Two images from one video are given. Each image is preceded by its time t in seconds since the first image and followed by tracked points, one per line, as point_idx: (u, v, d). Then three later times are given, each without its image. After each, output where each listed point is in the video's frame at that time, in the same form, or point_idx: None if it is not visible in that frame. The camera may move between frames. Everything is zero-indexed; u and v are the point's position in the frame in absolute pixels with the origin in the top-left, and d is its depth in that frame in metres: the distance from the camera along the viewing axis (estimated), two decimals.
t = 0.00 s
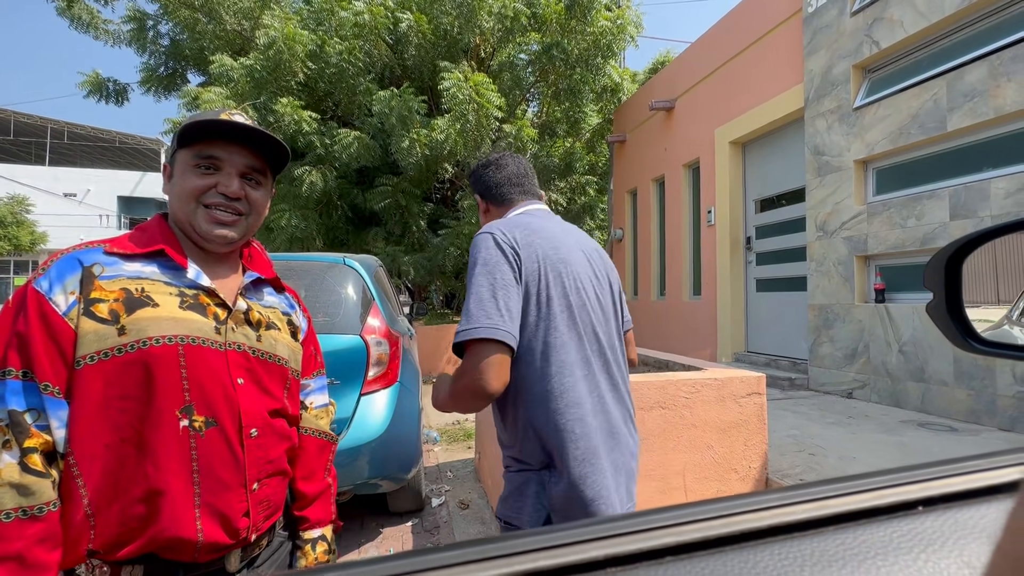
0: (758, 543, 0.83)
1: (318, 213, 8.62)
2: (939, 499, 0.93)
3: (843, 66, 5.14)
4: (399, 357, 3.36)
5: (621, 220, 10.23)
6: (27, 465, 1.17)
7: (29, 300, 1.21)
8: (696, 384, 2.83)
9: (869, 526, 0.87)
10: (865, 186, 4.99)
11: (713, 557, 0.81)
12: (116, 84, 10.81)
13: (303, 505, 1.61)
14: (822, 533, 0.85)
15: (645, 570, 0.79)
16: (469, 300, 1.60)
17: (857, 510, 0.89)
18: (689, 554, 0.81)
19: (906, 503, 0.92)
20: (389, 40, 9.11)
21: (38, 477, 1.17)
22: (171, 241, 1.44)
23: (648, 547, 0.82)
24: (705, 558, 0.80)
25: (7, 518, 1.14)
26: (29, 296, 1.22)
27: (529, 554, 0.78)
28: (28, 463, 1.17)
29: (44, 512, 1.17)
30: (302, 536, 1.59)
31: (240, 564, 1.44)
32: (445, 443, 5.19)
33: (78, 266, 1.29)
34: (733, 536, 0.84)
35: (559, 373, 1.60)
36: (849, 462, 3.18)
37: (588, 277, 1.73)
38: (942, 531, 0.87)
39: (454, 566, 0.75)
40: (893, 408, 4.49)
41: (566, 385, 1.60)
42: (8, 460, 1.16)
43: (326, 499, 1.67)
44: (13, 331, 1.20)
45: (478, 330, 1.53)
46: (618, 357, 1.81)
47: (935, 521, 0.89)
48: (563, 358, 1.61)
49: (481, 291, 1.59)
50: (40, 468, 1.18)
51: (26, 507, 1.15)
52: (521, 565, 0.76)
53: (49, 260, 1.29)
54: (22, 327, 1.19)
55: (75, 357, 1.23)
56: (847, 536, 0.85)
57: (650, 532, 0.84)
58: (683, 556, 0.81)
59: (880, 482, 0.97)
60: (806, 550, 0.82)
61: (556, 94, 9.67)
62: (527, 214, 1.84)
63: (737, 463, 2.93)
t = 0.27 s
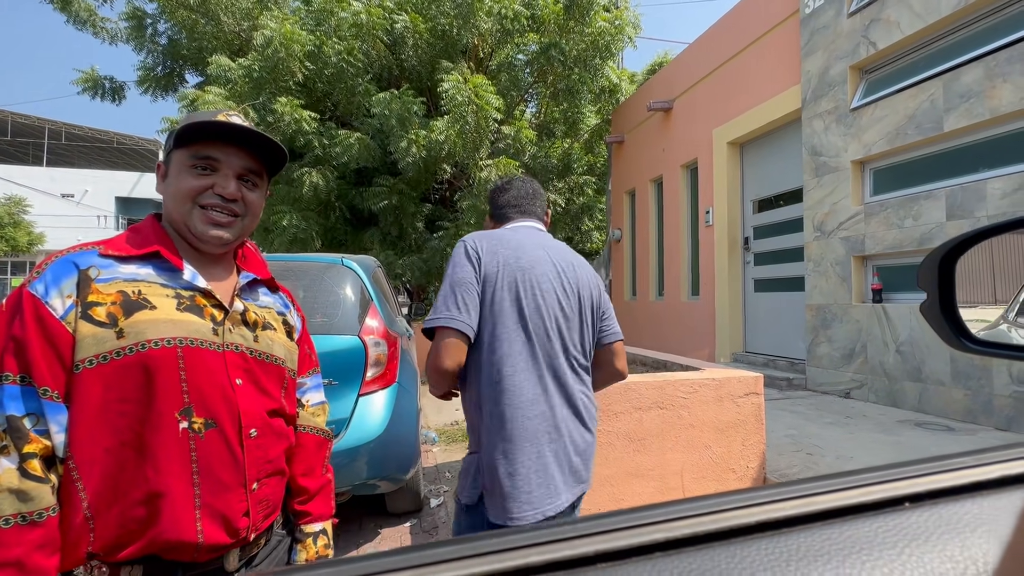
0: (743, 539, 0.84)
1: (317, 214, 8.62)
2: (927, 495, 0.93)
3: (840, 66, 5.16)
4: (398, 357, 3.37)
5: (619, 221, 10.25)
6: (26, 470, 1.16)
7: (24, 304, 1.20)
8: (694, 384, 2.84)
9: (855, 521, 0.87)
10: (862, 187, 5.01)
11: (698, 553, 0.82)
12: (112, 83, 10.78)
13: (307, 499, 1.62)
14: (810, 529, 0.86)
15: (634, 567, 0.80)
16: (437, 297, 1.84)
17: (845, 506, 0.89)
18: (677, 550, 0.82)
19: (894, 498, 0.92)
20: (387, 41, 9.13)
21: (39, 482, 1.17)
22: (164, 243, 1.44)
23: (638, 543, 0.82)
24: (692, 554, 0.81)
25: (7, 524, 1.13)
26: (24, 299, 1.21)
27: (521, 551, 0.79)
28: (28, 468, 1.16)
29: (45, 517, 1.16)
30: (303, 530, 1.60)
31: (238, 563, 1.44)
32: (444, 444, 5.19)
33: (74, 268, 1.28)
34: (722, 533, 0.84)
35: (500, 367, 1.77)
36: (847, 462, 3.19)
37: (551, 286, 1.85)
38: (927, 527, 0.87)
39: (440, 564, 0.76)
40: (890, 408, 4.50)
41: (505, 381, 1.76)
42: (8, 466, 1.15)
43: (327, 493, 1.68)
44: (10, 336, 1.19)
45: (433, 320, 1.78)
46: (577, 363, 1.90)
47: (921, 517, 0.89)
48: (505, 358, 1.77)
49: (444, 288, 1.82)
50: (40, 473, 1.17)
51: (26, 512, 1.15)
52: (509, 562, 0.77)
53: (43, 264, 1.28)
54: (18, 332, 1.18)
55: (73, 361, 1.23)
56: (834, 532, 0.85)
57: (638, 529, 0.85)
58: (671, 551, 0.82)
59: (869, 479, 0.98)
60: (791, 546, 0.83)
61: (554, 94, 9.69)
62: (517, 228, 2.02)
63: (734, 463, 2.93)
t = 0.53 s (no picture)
0: (747, 540, 0.89)
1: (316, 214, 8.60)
2: (926, 498, 0.98)
3: (838, 67, 5.17)
4: (396, 358, 3.36)
5: (617, 221, 10.26)
6: (21, 475, 1.16)
7: (11, 308, 1.19)
8: (693, 384, 2.85)
9: (858, 523, 0.92)
10: (859, 187, 5.02)
11: (700, 554, 0.86)
12: (109, 80, 10.76)
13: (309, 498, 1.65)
14: (811, 531, 0.91)
15: (635, 567, 0.84)
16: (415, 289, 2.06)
17: (846, 509, 0.95)
18: (676, 552, 0.87)
19: (895, 501, 0.97)
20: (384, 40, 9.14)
21: (34, 487, 1.17)
22: (154, 243, 1.44)
23: (638, 545, 0.87)
24: (692, 556, 0.86)
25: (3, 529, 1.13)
26: (11, 303, 1.20)
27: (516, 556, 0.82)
28: (22, 473, 1.16)
29: (42, 521, 1.16)
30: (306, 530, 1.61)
31: (236, 564, 1.44)
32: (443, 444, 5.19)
33: (62, 271, 1.27)
34: (723, 534, 0.89)
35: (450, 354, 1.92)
36: (845, 462, 3.20)
37: (507, 283, 1.90)
38: (929, 530, 0.92)
39: (451, 565, 0.79)
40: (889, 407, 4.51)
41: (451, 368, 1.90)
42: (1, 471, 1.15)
43: (326, 491, 1.70)
44: None
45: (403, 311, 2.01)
46: (540, 357, 1.91)
47: (922, 519, 0.95)
48: (453, 351, 1.90)
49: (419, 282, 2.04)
50: (34, 478, 1.17)
51: (22, 517, 1.14)
52: (509, 565, 0.80)
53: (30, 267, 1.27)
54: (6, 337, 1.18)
55: (64, 364, 1.22)
56: (836, 534, 0.90)
57: (639, 531, 0.89)
58: (671, 554, 0.86)
59: (870, 482, 1.02)
60: (794, 548, 0.88)
61: (553, 94, 9.70)
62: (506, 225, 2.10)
63: (733, 463, 2.94)
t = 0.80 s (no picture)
0: (746, 540, 0.90)
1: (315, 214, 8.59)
2: (927, 498, 0.99)
3: (836, 67, 5.17)
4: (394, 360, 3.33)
5: (616, 221, 10.26)
6: (8, 487, 1.16)
7: None
8: (691, 384, 2.85)
9: (856, 524, 0.93)
10: (858, 186, 5.03)
11: (699, 555, 0.87)
12: (107, 80, 10.75)
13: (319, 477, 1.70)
14: (810, 532, 0.91)
15: (633, 568, 0.85)
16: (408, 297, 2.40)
17: (846, 508, 0.96)
18: (675, 553, 0.87)
19: (894, 501, 0.97)
20: (383, 39, 9.13)
21: (20, 498, 1.16)
22: (143, 246, 1.39)
23: (637, 546, 0.88)
24: (690, 557, 0.87)
25: None
26: None
27: (510, 557, 0.83)
28: (9, 485, 1.16)
29: (30, 532, 1.16)
30: (317, 505, 1.68)
31: (233, 566, 1.43)
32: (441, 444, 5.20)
33: (49, 277, 1.25)
34: (721, 535, 0.90)
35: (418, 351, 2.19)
36: (843, 461, 3.20)
37: (460, 283, 2.12)
38: (929, 531, 0.93)
39: (452, 565, 0.81)
40: (887, 407, 4.52)
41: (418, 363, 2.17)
42: None
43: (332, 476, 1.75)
44: None
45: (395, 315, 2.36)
46: (490, 352, 2.07)
47: (922, 519, 0.95)
48: (419, 346, 2.18)
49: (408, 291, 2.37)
50: (22, 489, 1.17)
51: (10, 529, 1.14)
52: (506, 565, 0.81)
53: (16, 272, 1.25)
54: None
55: (55, 372, 1.21)
56: (835, 534, 0.91)
57: (638, 531, 0.90)
58: (669, 555, 0.87)
59: (870, 482, 1.03)
60: (793, 547, 0.89)
61: (552, 94, 9.71)
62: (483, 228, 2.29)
63: (732, 462, 2.94)
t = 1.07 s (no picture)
0: (746, 542, 0.90)
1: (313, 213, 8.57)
2: (926, 498, 0.99)
3: (835, 67, 5.17)
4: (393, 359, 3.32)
5: (615, 221, 10.26)
6: (15, 497, 1.15)
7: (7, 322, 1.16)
8: (690, 383, 2.85)
9: (857, 525, 0.93)
10: (856, 186, 5.03)
11: (698, 557, 0.87)
12: (105, 80, 10.73)
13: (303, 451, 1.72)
14: (810, 533, 0.92)
15: (632, 570, 0.85)
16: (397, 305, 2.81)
17: (846, 509, 0.96)
18: (674, 555, 0.88)
19: (894, 502, 0.98)
20: (383, 38, 9.12)
21: (26, 508, 1.15)
22: (150, 249, 1.39)
23: (636, 548, 0.88)
24: (690, 558, 0.87)
25: None
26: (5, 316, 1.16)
27: (509, 558, 0.83)
28: (16, 495, 1.15)
29: (34, 542, 1.15)
30: (307, 478, 1.70)
31: (234, 565, 1.43)
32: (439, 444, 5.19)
33: (60, 282, 1.24)
34: (720, 536, 0.90)
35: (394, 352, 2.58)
36: (842, 460, 3.21)
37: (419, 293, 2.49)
38: (930, 532, 0.93)
39: (452, 567, 0.81)
40: (885, 406, 4.53)
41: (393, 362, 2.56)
42: None
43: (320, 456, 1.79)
44: None
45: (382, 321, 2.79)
46: (441, 352, 2.39)
47: (923, 520, 0.95)
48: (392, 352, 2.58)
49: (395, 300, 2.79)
50: (28, 499, 1.16)
51: (14, 539, 1.13)
52: (505, 567, 0.81)
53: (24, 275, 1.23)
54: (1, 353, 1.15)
55: (70, 379, 1.21)
56: (835, 535, 0.91)
57: (637, 533, 0.90)
58: (668, 557, 0.88)
59: (871, 482, 1.04)
60: (793, 549, 0.89)
61: (552, 94, 9.72)
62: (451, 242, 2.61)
63: (731, 462, 2.94)
